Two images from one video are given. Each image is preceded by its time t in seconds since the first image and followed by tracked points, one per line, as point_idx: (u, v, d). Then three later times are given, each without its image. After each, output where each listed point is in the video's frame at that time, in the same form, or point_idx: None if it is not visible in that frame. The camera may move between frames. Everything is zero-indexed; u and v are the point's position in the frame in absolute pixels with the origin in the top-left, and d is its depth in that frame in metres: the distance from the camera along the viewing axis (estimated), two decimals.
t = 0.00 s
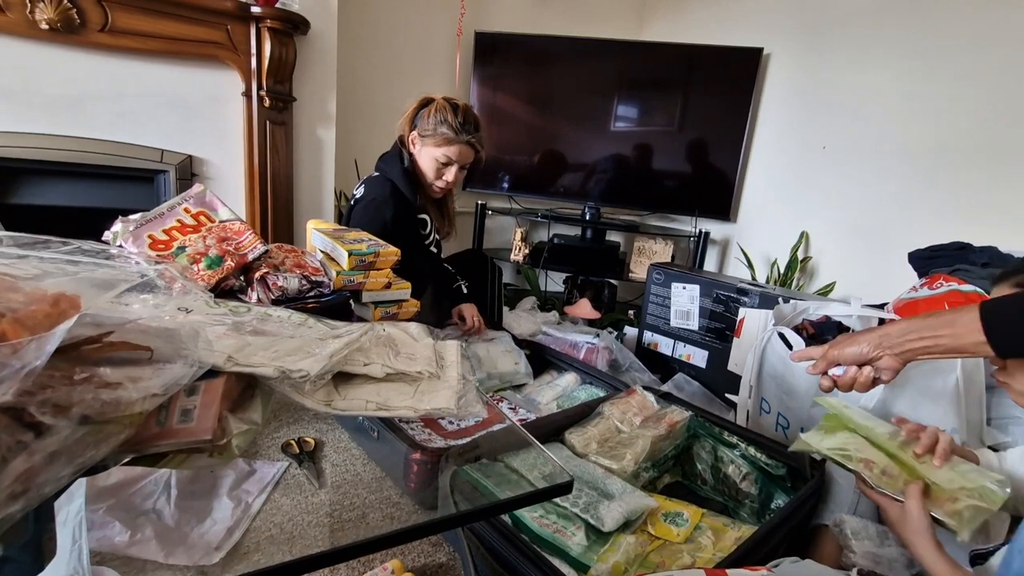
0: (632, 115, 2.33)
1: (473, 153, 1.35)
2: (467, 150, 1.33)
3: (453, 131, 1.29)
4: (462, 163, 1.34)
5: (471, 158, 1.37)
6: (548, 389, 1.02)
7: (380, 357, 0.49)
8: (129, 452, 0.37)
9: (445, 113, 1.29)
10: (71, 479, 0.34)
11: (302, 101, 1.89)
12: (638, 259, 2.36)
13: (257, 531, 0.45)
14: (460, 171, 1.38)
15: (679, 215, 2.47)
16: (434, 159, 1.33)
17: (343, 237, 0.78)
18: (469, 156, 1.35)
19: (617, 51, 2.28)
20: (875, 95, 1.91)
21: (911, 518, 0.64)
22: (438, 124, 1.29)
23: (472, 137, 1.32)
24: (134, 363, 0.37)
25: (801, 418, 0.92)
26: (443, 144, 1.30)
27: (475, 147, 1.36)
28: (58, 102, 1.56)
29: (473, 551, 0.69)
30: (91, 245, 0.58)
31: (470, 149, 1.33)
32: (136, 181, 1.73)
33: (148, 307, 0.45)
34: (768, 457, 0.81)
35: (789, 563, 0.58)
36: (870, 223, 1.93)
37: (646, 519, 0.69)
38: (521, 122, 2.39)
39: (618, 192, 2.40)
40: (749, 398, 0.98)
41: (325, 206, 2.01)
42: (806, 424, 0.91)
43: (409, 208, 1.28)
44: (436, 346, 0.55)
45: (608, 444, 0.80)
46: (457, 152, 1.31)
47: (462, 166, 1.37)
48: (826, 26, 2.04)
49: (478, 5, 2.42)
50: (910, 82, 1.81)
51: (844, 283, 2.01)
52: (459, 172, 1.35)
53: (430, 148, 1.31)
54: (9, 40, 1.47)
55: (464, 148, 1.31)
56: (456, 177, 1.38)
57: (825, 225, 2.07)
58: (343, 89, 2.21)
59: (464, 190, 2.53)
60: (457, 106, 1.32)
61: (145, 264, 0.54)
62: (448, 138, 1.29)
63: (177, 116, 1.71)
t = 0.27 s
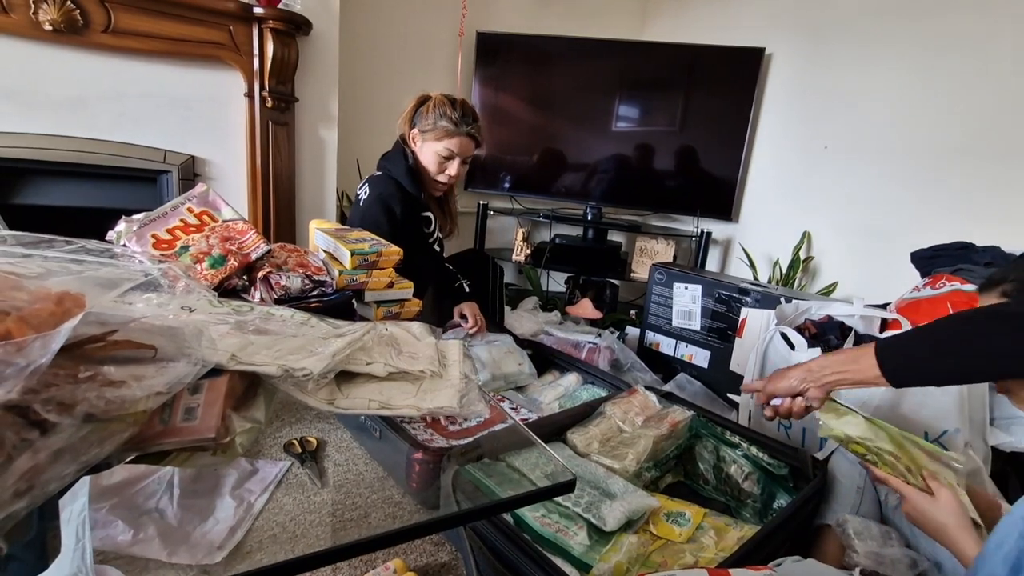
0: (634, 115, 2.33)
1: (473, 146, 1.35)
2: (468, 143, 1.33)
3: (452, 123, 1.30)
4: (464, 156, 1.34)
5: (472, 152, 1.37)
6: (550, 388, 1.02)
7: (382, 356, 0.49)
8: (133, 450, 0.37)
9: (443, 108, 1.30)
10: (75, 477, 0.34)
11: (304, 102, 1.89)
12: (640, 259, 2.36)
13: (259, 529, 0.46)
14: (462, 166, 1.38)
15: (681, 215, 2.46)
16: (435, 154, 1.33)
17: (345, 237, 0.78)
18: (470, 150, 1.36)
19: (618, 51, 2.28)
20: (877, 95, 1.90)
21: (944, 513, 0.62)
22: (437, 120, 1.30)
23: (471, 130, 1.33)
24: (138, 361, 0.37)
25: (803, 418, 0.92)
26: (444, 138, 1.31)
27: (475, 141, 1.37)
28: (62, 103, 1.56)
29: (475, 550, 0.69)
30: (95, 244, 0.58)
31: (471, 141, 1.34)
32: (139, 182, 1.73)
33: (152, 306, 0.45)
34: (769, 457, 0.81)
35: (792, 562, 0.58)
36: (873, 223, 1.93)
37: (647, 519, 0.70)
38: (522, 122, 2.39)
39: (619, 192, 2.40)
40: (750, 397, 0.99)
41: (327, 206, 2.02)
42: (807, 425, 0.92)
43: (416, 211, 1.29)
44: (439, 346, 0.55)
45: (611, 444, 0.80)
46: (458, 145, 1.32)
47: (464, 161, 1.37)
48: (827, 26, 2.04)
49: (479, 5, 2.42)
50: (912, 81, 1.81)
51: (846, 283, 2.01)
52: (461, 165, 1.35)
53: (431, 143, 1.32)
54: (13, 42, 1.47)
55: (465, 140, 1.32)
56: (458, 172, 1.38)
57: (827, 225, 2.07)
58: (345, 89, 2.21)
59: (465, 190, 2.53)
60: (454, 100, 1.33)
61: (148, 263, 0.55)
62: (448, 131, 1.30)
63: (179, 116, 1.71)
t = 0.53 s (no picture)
0: (635, 115, 2.33)
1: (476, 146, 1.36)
2: (470, 143, 1.34)
3: (455, 124, 1.30)
4: (466, 157, 1.35)
5: (474, 153, 1.38)
6: (551, 389, 1.02)
7: (383, 356, 0.49)
8: (135, 450, 0.37)
9: (447, 108, 1.31)
10: (78, 477, 0.34)
11: (306, 102, 1.89)
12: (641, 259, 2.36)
13: (261, 530, 0.46)
14: (464, 166, 1.38)
15: (682, 216, 2.46)
16: (437, 154, 1.33)
17: (347, 238, 0.78)
18: (472, 150, 1.36)
19: (619, 51, 2.28)
20: (878, 95, 1.90)
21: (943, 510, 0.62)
22: (440, 121, 1.31)
23: (474, 130, 1.33)
24: (140, 362, 0.37)
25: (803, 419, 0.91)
26: (446, 138, 1.31)
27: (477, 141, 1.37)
28: (64, 103, 1.57)
29: (476, 550, 0.69)
30: (98, 245, 0.58)
31: (473, 141, 1.35)
32: (141, 182, 1.74)
33: (154, 307, 0.45)
34: (771, 458, 0.81)
35: (792, 562, 0.58)
36: (874, 223, 1.93)
37: (649, 520, 0.69)
38: (523, 122, 2.39)
39: (620, 192, 2.40)
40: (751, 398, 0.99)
41: (328, 207, 2.02)
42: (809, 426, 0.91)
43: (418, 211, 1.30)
44: (440, 346, 0.55)
45: (612, 444, 0.80)
46: (461, 146, 1.32)
47: (466, 161, 1.37)
48: (828, 26, 2.04)
49: (481, 5, 2.42)
50: (914, 81, 1.81)
51: (847, 284, 2.01)
52: (464, 165, 1.35)
53: (434, 143, 1.32)
54: (16, 42, 1.48)
55: (467, 141, 1.33)
56: (461, 172, 1.39)
57: (829, 225, 2.07)
58: (346, 90, 2.21)
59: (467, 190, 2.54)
60: (456, 101, 1.34)
61: (150, 264, 0.55)
62: (451, 132, 1.31)
63: (181, 117, 1.71)
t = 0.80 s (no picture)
0: (636, 115, 2.33)
1: (477, 143, 1.37)
2: (471, 139, 1.35)
3: (457, 120, 1.32)
4: (468, 153, 1.36)
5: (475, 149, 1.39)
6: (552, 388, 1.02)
7: (385, 355, 0.49)
8: (136, 449, 0.38)
9: (449, 105, 1.32)
10: (79, 476, 0.34)
11: (307, 101, 1.89)
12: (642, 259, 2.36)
13: (262, 529, 0.46)
14: (466, 162, 1.39)
15: (683, 216, 2.46)
16: (439, 151, 1.34)
17: (347, 237, 0.78)
18: (473, 146, 1.37)
19: (620, 51, 2.28)
20: (879, 95, 1.90)
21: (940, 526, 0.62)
22: (442, 117, 1.32)
23: (475, 126, 1.34)
24: (141, 361, 0.37)
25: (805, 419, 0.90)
26: (448, 134, 1.32)
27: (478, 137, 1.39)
28: (66, 103, 1.57)
29: (477, 550, 0.69)
30: (99, 244, 0.58)
31: (475, 137, 1.36)
32: (143, 182, 1.74)
33: (156, 306, 0.45)
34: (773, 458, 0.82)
35: (793, 562, 0.58)
36: (876, 223, 1.92)
37: (650, 520, 0.69)
38: (524, 122, 2.39)
39: (622, 192, 2.40)
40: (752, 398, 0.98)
41: (330, 207, 2.02)
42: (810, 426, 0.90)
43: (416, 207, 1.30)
44: (441, 346, 0.55)
45: (612, 444, 0.80)
46: (463, 142, 1.33)
47: (467, 157, 1.38)
48: (830, 26, 2.03)
49: (482, 5, 2.42)
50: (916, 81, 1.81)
51: (849, 284, 2.01)
52: (465, 161, 1.36)
53: (436, 139, 1.33)
54: (18, 42, 1.48)
55: (469, 137, 1.34)
56: (462, 168, 1.40)
57: (830, 225, 2.06)
58: (347, 90, 2.21)
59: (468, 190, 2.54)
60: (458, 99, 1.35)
61: (152, 263, 0.55)
62: (453, 128, 1.32)
63: (182, 116, 1.71)
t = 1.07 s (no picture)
0: (637, 115, 2.33)
1: (472, 130, 1.38)
2: (466, 127, 1.36)
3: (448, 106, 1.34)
4: (464, 140, 1.36)
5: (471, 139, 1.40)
6: (553, 388, 1.02)
7: (386, 355, 0.49)
8: (137, 449, 0.38)
9: (441, 95, 1.35)
10: (80, 476, 0.34)
11: (308, 101, 1.90)
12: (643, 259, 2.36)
13: (263, 529, 0.46)
14: (464, 152, 1.39)
15: (683, 216, 2.46)
16: (435, 142, 1.35)
17: (348, 237, 0.79)
18: (469, 136, 1.38)
19: (621, 51, 2.28)
20: (881, 95, 1.90)
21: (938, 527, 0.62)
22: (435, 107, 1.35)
23: (468, 113, 1.36)
24: (142, 360, 0.37)
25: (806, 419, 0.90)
26: (442, 123, 1.34)
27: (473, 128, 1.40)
28: (67, 103, 1.57)
29: (478, 550, 0.69)
30: (100, 244, 0.58)
31: (469, 123, 1.37)
32: (144, 182, 1.74)
33: (156, 306, 0.45)
34: (774, 457, 0.82)
35: (794, 562, 0.58)
36: (876, 223, 1.92)
37: (651, 520, 0.69)
38: (525, 122, 2.39)
39: (623, 192, 2.40)
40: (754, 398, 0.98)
41: (330, 207, 2.02)
42: (811, 426, 0.89)
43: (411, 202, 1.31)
44: (442, 346, 0.55)
45: (613, 444, 0.80)
46: (457, 129, 1.35)
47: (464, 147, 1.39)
48: (831, 26, 2.03)
49: (483, 5, 2.42)
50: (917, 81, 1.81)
51: (849, 284, 2.01)
52: (463, 149, 1.36)
53: (431, 130, 1.34)
54: (19, 42, 1.48)
55: (463, 122, 1.35)
56: (462, 158, 1.39)
57: (831, 225, 2.06)
58: (348, 90, 2.22)
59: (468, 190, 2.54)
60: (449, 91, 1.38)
61: (153, 263, 0.55)
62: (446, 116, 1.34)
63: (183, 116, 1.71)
